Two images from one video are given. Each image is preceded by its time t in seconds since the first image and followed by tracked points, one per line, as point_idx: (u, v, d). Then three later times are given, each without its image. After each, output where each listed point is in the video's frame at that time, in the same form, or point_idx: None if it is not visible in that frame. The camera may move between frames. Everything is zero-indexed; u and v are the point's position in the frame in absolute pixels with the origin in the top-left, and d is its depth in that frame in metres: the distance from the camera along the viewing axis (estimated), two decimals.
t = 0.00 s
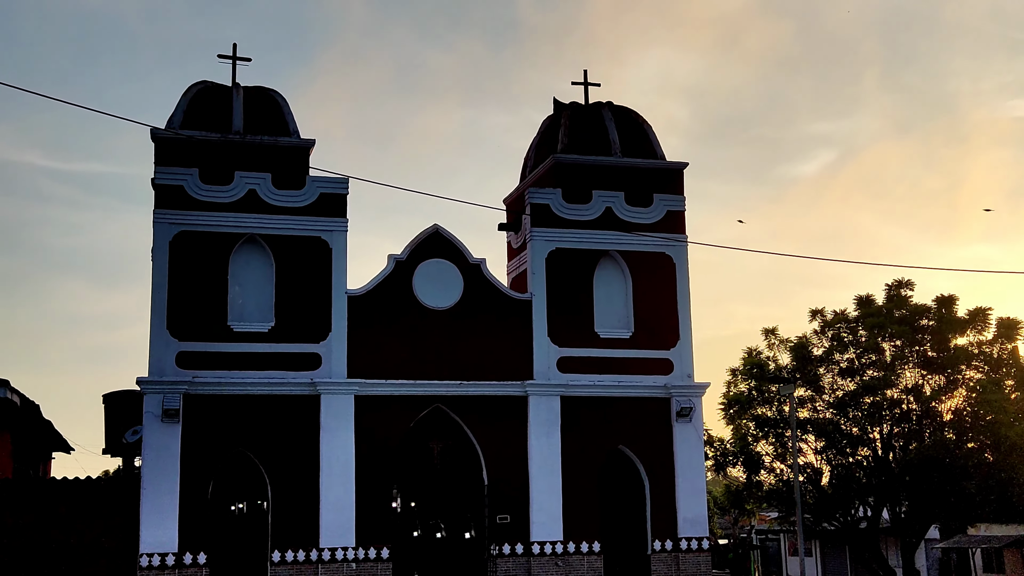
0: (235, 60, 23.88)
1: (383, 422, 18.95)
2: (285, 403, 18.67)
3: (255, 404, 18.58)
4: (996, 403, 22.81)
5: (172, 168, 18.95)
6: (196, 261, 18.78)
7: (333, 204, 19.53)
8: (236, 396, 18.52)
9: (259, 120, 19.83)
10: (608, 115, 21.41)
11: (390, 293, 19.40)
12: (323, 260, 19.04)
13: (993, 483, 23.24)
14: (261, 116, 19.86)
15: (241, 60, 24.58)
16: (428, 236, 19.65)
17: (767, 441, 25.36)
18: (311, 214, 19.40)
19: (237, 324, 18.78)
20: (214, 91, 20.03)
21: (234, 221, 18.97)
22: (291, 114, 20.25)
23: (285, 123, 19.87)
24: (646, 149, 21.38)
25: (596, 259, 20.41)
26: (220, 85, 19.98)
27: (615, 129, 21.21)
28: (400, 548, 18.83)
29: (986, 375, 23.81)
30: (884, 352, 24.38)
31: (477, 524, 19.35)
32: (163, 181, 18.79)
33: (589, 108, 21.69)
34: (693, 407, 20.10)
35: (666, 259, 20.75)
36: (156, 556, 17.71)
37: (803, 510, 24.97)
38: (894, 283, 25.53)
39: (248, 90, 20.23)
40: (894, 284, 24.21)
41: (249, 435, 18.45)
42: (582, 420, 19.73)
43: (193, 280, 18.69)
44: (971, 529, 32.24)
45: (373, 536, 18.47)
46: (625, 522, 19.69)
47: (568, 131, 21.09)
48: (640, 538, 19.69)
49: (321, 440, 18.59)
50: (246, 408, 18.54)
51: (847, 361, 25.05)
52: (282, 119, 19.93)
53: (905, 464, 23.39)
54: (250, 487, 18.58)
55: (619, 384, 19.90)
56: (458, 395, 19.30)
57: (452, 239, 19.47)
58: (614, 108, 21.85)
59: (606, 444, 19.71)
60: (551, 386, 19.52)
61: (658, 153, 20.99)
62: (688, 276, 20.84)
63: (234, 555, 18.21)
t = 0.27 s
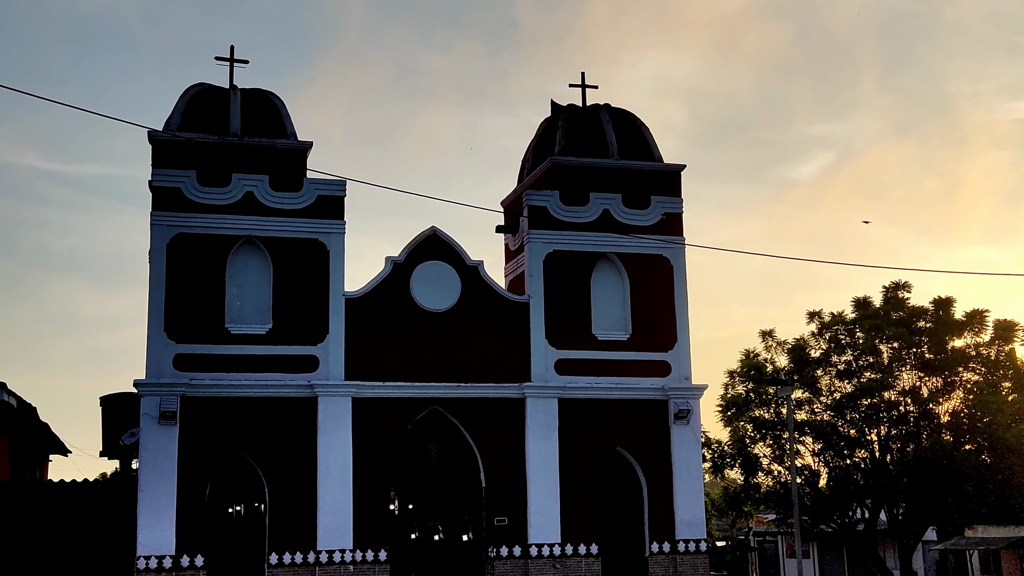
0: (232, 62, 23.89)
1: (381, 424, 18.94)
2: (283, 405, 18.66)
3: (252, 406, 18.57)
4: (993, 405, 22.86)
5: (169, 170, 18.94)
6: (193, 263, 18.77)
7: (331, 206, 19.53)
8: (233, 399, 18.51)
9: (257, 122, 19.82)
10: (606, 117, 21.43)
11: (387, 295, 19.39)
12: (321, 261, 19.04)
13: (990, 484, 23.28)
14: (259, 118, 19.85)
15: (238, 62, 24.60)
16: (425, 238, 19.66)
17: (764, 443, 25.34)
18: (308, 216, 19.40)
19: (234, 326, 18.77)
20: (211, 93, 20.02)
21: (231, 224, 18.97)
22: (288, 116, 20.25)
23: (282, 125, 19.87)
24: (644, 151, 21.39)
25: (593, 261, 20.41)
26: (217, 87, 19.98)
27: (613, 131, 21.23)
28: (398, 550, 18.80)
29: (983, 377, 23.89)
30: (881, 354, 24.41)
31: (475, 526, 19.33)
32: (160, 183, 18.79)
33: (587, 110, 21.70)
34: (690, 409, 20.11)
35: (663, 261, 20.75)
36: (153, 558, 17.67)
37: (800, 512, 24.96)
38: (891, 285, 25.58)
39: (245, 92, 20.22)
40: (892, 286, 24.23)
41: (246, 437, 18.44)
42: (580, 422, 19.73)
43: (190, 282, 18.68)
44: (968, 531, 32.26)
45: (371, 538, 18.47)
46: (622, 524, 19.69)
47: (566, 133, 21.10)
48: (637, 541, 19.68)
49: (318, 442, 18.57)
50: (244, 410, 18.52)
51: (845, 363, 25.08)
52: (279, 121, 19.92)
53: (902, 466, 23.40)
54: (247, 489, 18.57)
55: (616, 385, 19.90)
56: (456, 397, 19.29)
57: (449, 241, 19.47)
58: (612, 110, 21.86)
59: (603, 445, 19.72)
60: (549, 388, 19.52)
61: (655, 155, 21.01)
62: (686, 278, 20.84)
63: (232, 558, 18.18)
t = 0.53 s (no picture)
0: (228, 64, 23.86)
1: (377, 425, 18.93)
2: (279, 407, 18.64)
3: (249, 408, 18.55)
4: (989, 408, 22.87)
5: (166, 172, 18.92)
6: (190, 265, 18.74)
7: (327, 208, 19.52)
8: (230, 400, 18.48)
9: (254, 124, 19.81)
10: (603, 119, 21.43)
11: (384, 297, 19.38)
12: (318, 263, 19.02)
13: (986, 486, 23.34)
14: (255, 119, 19.84)
15: (234, 63, 24.56)
16: (422, 240, 19.65)
17: (761, 445, 25.35)
18: (305, 218, 19.38)
19: (231, 328, 18.74)
20: (208, 95, 20.00)
21: (228, 225, 18.94)
22: (284, 117, 20.24)
23: (279, 127, 19.85)
24: (640, 153, 21.40)
25: (590, 263, 20.42)
26: (213, 89, 19.95)
27: (609, 133, 21.23)
28: (394, 552, 18.77)
29: (979, 378, 23.86)
30: (878, 356, 24.43)
31: (472, 528, 19.31)
32: (157, 184, 18.77)
33: (584, 112, 21.71)
34: (687, 411, 20.12)
35: (660, 263, 20.76)
36: (149, 560, 17.61)
37: (797, 514, 24.97)
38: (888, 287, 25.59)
39: (241, 94, 20.21)
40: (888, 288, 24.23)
41: (242, 439, 18.41)
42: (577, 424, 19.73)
43: (186, 284, 18.65)
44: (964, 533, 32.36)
45: (368, 540, 18.45)
46: (619, 526, 19.70)
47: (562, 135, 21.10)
48: (635, 543, 19.69)
49: (315, 444, 18.55)
50: (240, 412, 18.50)
51: (841, 365, 25.10)
52: (276, 123, 19.91)
53: (899, 468, 23.43)
54: (243, 491, 18.55)
55: (613, 387, 19.90)
56: (453, 399, 19.28)
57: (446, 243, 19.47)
58: (608, 112, 21.86)
59: (600, 448, 19.72)
60: (546, 390, 19.52)
61: (652, 157, 21.02)
62: (682, 279, 20.85)
63: (227, 558, 18.21)
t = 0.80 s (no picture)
0: (225, 65, 23.86)
1: (373, 427, 18.91)
2: (275, 408, 18.63)
3: (244, 410, 18.54)
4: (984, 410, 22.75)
5: (161, 173, 18.91)
6: (186, 266, 18.74)
7: (323, 209, 19.51)
8: (225, 402, 18.47)
9: (249, 125, 19.79)
10: (598, 120, 21.41)
11: (380, 298, 19.37)
12: (313, 264, 19.01)
13: (982, 487, 23.38)
14: (251, 120, 19.82)
15: (231, 64, 24.56)
16: (418, 241, 19.63)
17: (757, 446, 25.32)
18: (301, 219, 19.37)
19: (227, 329, 18.73)
20: (204, 95, 19.99)
21: (224, 226, 18.93)
22: (280, 118, 20.22)
23: (275, 128, 19.84)
24: (636, 154, 21.39)
25: (586, 264, 20.42)
26: (210, 90, 19.93)
27: (605, 134, 21.21)
28: (390, 554, 18.77)
29: (974, 380, 23.83)
30: (873, 358, 24.36)
31: (468, 530, 19.31)
32: (153, 185, 18.76)
33: (580, 113, 21.69)
34: (683, 412, 20.11)
35: (656, 264, 20.76)
36: (144, 561, 17.68)
37: (793, 515, 24.94)
38: (883, 288, 25.58)
39: (238, 95, 20.19)
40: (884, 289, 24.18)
41: (238, 440, 18.41)
42: (573, 425, 19.73)
43: (182, 285, 18.65)
44: (960, 534, 32.29)
45: (363, 541, 18.43)
46: (615, 528, 19.70)
47: (558, 136, 21.09)
48: (630, 544, 19.68)
49: (311, 446, 18.53)
50: (236, 413, 18.49)
51: (837, 366, 25.05)
52: (272, 124, 19.89)
53: (895, 470, 23.40)
54: (239, 492, 18.57)
55: (609, 389, 19.90)
56: (449, 400, 19.27)
57: (442, 244, 19.45)
58: (605, 113, 21.85)
59: (596, 449, 19.72)
60: (541, 391, 19.51)
61: (648, 158, 21.00)
62: (679, 281, 20.85)
63: (222, 557, 18.27)
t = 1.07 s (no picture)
0: (222, 65, 23.84)
1: (369, 427, 18.90)
2: (271, 408, 18.62)
3: (240, 410, 18.52)
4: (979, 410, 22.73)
5: (158, 172, 18.89)
6: (182, 266, 18.72)
7: (320, 209, 19.50)
8: (221, 402, 18.46)
9: (246, 125, 19.77)
10: (595, 121, 21.43)
11: (377, 298, 19.37)
12: (310, 264, 19.00)
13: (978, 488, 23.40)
14: (248, 120, 19.80)
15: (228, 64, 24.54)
16: (414, 241, 19.62)
17: (753, 447, 25.33)
18: (298, 219, 19.36)
19: (223, 330, 18.71)
20: (200, 95, 19.97)
21: (220, 226, 18.91)
22: (277, 118, 20.20)
23: (272, 128, 19.82)
24: (633, 155, 21.40)
25: (583, 265, 20.43)
26: (206, 89, 19.91)
27: (602, 135, 21.23)
28: (386, 554, 18.77)
29: (970, 380, 23.87)
30: (870, 358, 24.46)
31: (464, 530, 19.29)
32: (149, 185, 18.74)
33: (577, 113, 21.71)
34: (679, 412, 20.12)
35: (653, 265, 20.77)
36: (139, 561, 17.59)
37: (789, 515, 24.95)
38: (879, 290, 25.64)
39: (234, 94, 20.18)
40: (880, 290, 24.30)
41: (234, 440, 18.40)
42: (569, 426, 19.73)
43: (178, 285, 18.64)
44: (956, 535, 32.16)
45: (359, 541, 18.42)
46: (611, 528, 19.71)
47: (555, 137, 21.10)
48: (627, 544, 19.69)
49: (307, 446, 18.52)
50: (232, 413, 18.47)
51: (833, 367, 25.10)
52: (269, 124, 19.88)
53: (890, 470, 23.41)
54: (235, 492, 18.56)
55: (605, 389, 19.90)
56: (445, 400, 19.27)
57: (439, 244, 19.44)
58: (602, 114, 21.86)
59: (592, 450, 19.73)
60: (538, 392, 19.52)
61: (645, 159, 21.03)
62: (675, 281, 20.86)
63: (220, 558, 18.20)
